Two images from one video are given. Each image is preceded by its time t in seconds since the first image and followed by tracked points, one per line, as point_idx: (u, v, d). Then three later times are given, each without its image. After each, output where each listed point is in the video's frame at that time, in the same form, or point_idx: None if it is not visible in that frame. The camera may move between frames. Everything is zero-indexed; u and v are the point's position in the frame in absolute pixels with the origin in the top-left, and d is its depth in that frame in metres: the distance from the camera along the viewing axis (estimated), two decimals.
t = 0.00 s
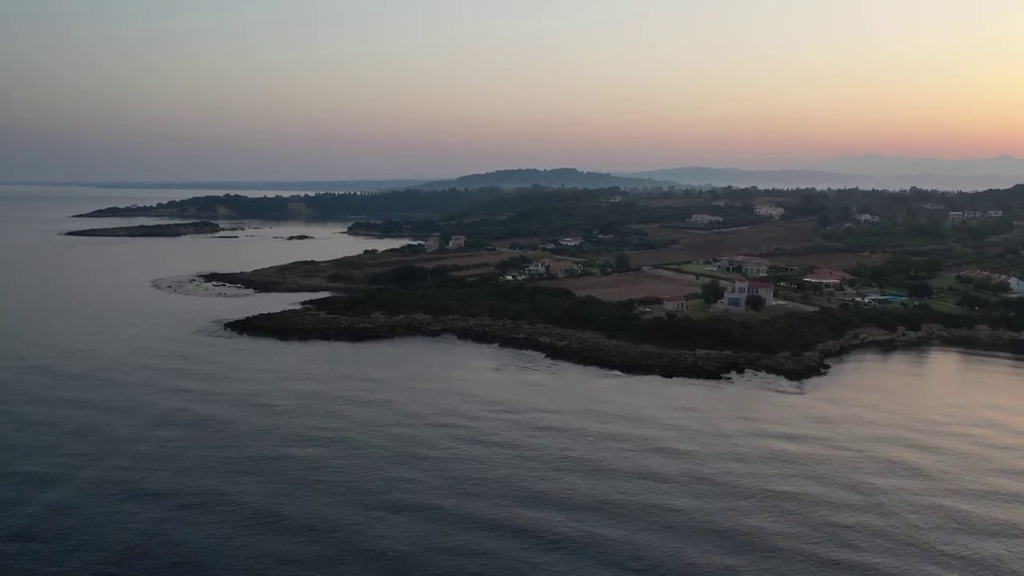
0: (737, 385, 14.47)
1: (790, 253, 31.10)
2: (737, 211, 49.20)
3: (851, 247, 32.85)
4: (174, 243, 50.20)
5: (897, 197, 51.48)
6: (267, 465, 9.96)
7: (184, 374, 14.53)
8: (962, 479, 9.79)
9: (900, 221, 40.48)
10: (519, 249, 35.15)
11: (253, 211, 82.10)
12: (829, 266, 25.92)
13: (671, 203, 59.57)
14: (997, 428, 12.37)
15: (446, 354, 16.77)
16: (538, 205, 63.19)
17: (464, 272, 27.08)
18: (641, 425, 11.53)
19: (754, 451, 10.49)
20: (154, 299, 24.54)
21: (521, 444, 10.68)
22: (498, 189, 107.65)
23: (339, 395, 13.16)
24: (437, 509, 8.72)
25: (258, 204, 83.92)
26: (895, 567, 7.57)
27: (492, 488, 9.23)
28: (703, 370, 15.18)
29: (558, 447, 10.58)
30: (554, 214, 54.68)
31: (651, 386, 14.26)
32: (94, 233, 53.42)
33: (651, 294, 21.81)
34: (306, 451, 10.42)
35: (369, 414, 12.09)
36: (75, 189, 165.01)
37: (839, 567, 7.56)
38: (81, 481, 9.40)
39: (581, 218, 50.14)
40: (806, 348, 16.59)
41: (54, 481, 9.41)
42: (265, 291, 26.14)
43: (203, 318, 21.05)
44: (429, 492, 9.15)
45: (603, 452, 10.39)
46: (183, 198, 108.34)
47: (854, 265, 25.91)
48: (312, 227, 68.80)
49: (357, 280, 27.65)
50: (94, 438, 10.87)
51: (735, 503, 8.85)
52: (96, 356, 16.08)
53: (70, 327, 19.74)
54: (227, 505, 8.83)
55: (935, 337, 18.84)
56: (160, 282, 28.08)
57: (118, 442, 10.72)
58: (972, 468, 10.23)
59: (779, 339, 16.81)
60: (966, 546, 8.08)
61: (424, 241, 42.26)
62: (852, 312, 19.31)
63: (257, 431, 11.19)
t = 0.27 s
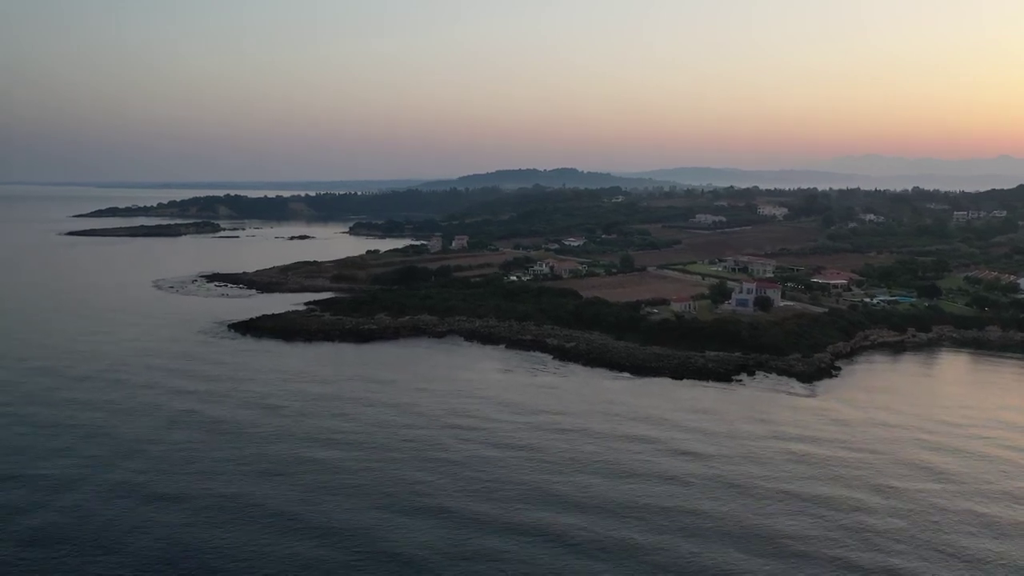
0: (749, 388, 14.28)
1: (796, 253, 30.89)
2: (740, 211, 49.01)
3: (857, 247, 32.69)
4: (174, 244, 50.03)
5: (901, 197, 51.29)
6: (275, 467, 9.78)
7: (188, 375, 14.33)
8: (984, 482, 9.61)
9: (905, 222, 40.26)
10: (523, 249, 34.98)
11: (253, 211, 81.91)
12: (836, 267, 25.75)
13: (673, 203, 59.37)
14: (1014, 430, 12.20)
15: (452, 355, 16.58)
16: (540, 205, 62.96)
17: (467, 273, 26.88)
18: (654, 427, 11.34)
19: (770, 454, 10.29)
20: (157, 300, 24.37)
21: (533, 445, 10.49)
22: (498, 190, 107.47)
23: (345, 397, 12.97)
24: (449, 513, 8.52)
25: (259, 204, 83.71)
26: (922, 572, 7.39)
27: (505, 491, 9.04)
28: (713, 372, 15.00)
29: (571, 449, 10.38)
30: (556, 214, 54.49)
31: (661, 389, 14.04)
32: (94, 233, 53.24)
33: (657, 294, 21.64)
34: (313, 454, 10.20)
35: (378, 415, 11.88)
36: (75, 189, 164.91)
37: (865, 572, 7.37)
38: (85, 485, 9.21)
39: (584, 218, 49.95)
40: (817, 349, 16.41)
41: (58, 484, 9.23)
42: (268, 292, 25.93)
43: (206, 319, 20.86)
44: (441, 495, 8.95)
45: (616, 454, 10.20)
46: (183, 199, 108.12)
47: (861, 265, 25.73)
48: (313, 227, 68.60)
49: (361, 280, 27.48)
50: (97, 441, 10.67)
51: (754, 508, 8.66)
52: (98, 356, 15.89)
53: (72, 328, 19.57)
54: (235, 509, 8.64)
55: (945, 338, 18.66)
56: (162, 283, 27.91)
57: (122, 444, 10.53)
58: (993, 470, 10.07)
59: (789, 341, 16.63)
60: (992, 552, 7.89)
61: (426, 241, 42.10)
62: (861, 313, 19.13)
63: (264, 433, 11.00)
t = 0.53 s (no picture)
0: (761, 389, 14.13)
1: (802, 253, 30.72)
2: (743, 211, 48.80)
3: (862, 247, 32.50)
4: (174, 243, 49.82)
5: (904, 197, 51.06)
6: (285, 469, 9.62)
7: (194, 376, 14.18)
8: (1006, 486, 9.46)
9: (909, 221, 40.07)
10: (526, 249, 34.81)
11: (253, 211, 81.67)
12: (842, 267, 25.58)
13: (675, 203, 59.13)
14: None
15: (459, 356, 16.43)
16: (541, 205, 62.72)
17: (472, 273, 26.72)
18: (668, 429, 11.18)
19: (787, 456, 10.13)
20: (159, 300, 24.20)
21: (547, 447, 10.34)
22: (499, 189, 107.24)
23: (353, 398, 12.81)
24: (465, 516, 8.37)
25: (259, 204, 83.48)
26: None
27: (520, 494, 8.89)
28: (723, 374, 14.83)
29: (585, 451, 10.22)
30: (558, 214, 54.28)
31: (672, 391, 13.89)
32: (95, 233, 53.04)
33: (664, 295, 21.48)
34: (323, 456, 10.05)
35: (387, 417, 11.72)
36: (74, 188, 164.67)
37: None
38: (93, 488, 9.06)
39: (586, 218, 49.74)
40: (827, 351, 16.25)
41: (65, 486, 9.07)
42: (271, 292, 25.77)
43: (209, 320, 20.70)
44: (455, 498, 8.80)
45: (631, 456, 10.04)
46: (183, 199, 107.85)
47: (868, 266, 25.57)
48: (314, 227, 68.39)
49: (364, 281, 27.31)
50: (104, 442, 10.52)
51: (775, 511, 8.51)
52: (102, 357, 15.72)
53: (74, 328, 19.41)
54: (246, 512, 8.49)
55: (956, 339, 18.48)
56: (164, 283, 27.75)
57: (128, 446, 10.38)
58: (1012, 473, 9.93)
59: (799, 342, 16.45)
60: (1020, 558, 7.73)
61: (429, 241, 41.89)
62: (871, 314, 18.96)
63: (272, 435, 10.84)
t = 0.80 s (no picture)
0: (773, 390, 13.97)
1: (808, 254, 30.54)
2: (747, 211, 48.58)
3: (868, 247, 32.33)
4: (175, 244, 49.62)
5: (909, 197, 50.83)
6: (297, 472, 9.46)
7: (200, 377, 14.02)
8: None
9: (914, 221, 39.87)
10: (529, 249, 34.63)
11: (254, 211, 81.43)
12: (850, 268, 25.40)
13: (678, 202, 58.89)
14: None
15: (467, 357, 16.27)
16: (543, 205, 62.50)
17: (477, 274, 26.55)
18: (682, 430, 11.03)
19: (805, 458, 9.98)
20: (161, 300, 24.03)
21: (561, 449, 10.19)
22: (500, 190, 107.01)
23: (362, 399, 12.66)
24: (481, 520, 8.21)
25: (260, 204, 83.26)
26: None
27: (537, 497, 8.74)
28: (735, 376, 14.65)
29: (600, 453, 10.07)
30: (561, 214, 54.06)
31: (684, 392, 13.73)
32: (95, 233, 52.85)
33: (672, 295, 21.30)
34: (335, 458, 9.90)
35: (398, 418, 11.57)
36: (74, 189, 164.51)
37: None
38: (101, 491, 8.91)
39: (589, 218, 49.51)
40: (839, 352, 16.09)
41: (73, 489, 8.92)
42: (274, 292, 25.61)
43: (213, 320, 20.54)
44: (471, 501, 8.65)
45: (647, 458, 9.89)
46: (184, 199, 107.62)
47: (876, 266, 25.39)
48: (315, 227, 68.17)
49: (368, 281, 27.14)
50: (111, 444, 10.37)
51: (795, 515, 8.38)
52: (107, 357, 15.57)
53: (76, 328, 19.23)
54: (258, 515, 8.34)
55: (967, 340, 18.30)
56: (166, 283, 27.55)
57: (136, 448, 10.23)
58: None
59: (811, 344, 16.27)
60: None
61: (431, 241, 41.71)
62: (881, 315, 18.78)
63: (282, 437, 10.69)
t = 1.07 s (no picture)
0: (789, 393, 13.80)
1: (815, 253, 30.37)
2: (751, 211, 48.36)
3: (875, 247, 32.16)
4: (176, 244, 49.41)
5: (914, 197, 50.60)
6: (313, 476, 9.30)
7: (210, 379, 13.86)
8: None
9: (920, 221, 39.66)
10: (534, 249, 34.46)
11: (255, 211, 81.17)
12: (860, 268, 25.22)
13: (682, 202, 58.65)
14: None
15: (478, 358, 16.09)
16: (546, 205, 62.29)
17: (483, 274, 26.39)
18: (702, 434, 10.87)
19: (829, 463, 9.82)
20: (166, 301, 23.87)
21: (581, 452, 10.02)
22: (502, 189, 106.72)
23: (375, 401, 12.50)
24: (505, 527, 8.06)
25: (261, 204, 83.00)
26: None
27: (559, 502, 8.57)
28: (750, 378, 14.49)
29: (620, 457, 9.91)
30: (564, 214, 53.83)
31: (699, 395, 13.57)
32: (96, 233, 52.62)
33: (681, 296, 21.14)
34: (351, 461, 9.73)
35: (412, 421, 11.41)
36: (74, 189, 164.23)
37: None
38: (115, 496, 8.75)
39: (593, 218, 49.30)
40: (854, 353, 15.90)
41: (86, 495, 8.76)
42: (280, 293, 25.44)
43: (220, 320, 20.38)
44: (492, 506, 8.51)
45: (669, 463, 9.73)
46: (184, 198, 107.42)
47: (885, 266, 25.22)
48: (316, 227, 67.93)
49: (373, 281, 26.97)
50: (123, 448, 10.21)
51: (821, 520, 8.25)
52: (114, 359, 15.41)
53: (81, 328, 19.07)
54: (277, 522, 8.18)
55: (981, 341, 18.13)
56: (170, 283, 27.37)
57: (148, 452, 10.07)
58: None
59: (825, 345, 16.10)
60: None
61: (435, 241, 41.51)
62: (894, 316, 18.61)
63: (296, 440, 10.53)
